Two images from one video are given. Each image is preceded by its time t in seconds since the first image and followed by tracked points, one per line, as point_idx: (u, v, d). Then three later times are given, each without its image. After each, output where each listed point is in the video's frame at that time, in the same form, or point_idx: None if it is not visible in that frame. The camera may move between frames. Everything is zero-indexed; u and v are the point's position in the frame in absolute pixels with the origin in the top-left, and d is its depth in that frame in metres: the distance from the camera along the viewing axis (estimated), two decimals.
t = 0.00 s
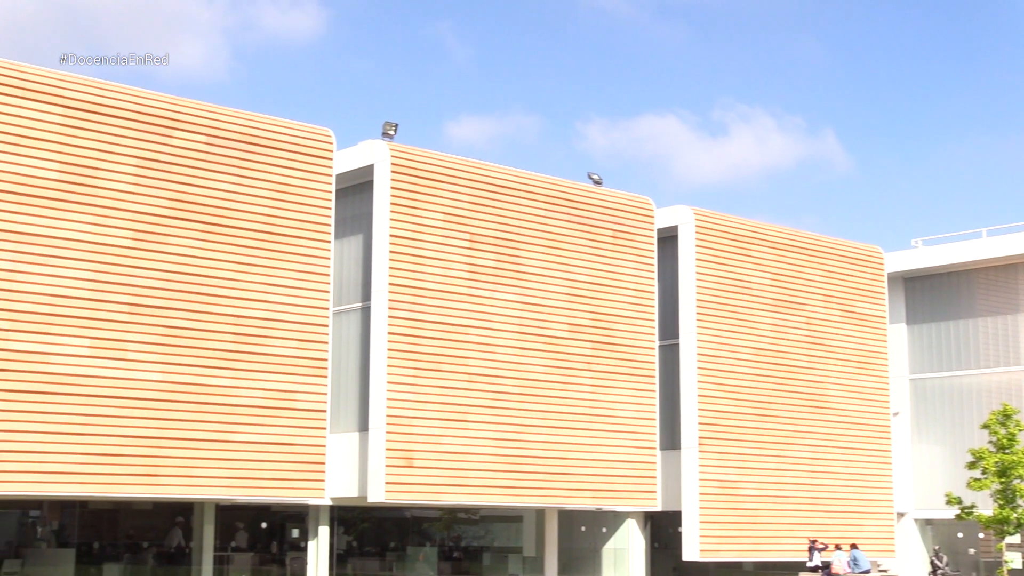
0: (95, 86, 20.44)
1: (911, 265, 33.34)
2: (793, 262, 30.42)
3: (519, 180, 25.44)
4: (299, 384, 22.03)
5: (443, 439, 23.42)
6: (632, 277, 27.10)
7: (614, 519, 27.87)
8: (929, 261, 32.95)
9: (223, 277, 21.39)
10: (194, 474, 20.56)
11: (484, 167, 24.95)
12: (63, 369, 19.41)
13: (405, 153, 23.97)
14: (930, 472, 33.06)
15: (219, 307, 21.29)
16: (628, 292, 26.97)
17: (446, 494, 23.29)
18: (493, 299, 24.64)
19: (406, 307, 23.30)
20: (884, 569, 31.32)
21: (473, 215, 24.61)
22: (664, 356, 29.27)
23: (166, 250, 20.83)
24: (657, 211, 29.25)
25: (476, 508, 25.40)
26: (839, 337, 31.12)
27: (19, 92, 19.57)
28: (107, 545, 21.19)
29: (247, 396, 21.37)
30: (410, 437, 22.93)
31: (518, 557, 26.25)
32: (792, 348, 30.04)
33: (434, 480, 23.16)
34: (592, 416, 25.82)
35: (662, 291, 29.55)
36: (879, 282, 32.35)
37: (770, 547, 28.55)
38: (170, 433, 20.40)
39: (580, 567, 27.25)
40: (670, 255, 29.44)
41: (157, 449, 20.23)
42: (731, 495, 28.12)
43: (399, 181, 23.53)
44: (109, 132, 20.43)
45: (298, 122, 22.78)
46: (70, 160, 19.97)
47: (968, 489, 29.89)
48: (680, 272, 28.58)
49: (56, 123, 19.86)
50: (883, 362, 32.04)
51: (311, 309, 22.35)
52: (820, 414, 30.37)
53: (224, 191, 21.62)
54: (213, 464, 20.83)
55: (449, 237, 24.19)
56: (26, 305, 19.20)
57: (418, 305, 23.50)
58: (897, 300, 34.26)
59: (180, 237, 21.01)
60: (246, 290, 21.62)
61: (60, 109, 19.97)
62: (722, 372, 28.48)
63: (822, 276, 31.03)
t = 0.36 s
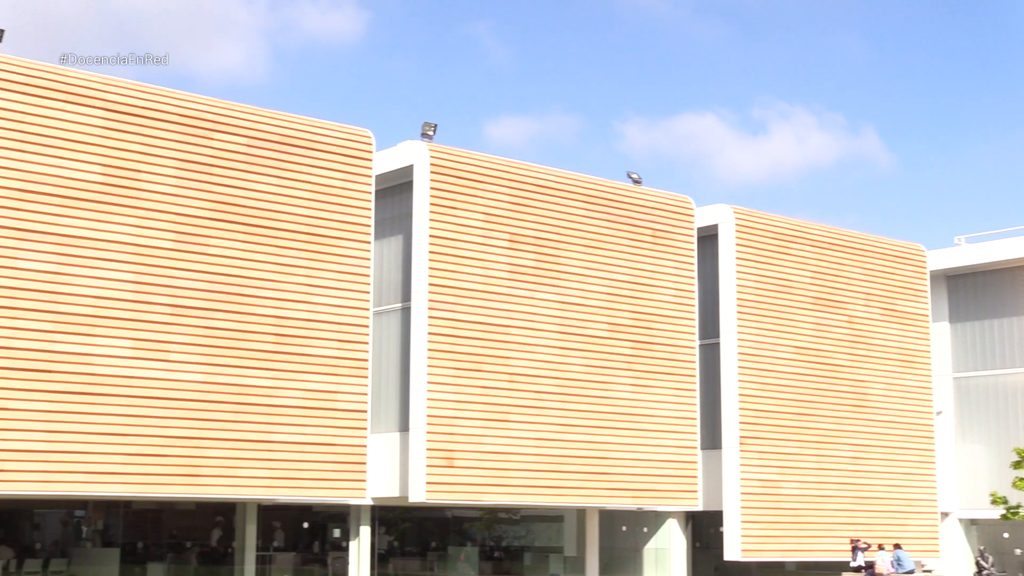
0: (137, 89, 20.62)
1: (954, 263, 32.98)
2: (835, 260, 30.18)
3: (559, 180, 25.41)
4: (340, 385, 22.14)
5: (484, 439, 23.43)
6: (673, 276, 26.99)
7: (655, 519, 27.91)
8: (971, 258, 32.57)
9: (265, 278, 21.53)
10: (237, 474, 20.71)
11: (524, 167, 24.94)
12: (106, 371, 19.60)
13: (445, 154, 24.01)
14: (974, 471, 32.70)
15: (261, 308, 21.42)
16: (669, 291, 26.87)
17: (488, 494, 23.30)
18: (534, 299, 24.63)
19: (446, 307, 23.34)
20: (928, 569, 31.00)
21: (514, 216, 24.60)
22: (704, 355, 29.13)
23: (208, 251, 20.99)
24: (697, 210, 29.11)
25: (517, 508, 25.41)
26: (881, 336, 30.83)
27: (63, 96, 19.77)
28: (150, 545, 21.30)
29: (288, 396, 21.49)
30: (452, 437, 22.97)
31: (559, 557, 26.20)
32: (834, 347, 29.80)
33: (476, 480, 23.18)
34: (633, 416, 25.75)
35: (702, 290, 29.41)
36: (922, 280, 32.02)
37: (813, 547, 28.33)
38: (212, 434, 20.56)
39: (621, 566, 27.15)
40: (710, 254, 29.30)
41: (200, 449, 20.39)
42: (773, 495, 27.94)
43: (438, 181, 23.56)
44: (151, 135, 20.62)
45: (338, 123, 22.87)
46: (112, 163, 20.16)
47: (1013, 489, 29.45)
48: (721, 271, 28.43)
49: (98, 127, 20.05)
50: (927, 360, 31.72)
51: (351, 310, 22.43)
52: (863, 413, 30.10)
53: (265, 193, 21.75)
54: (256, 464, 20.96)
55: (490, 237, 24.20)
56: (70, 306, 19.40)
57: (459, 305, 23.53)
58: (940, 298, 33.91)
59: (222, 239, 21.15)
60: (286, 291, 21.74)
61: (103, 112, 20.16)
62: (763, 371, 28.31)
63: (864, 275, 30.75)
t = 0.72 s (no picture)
0: (178, 92, 20.79)
1: (996, 261, 32.61)
2: (876, 258, 29.91)
3: (599, 180, 25.35)
4: (381, 385, 22.23)
5: (525, 439, 23.42)
6: (713, 275, 26.87)
7: (696, 519, 27.82)
8: (1013, 256, 32.19)
9: (305, 279, 21.65)
10: (278, 475, 20.84)
11: (563, 166, 24.91)
12: (149, 372, 19.79)
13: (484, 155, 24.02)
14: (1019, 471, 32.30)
15: (301, 310, 21.54)
16: (708, 290, 26.75)
17: (528, 494, 23.29)
18: (574, 299, 24.60)
19: (486, 308, 23.35)
20: (972, 570, 30.65)
21: (553, 216, 24.58)
22: (745, 354, 28.97)
23: (249, 252, 21.12)
24: (737, 209, 28.92)
25: (557, 508, 25.37)
26: (924, 334, 30.52)
27: (105, 99, 19.96)
28: (194, 544, 21.41)
29: (328, 397, 21.60)
30: (492, 437, 22.98)
31: (600, 557, 26.13)
32: (876, 346, 29.54)
33: (516, 480, 23.17)
34: (673, 415, 25.66)
35: (742, 289, 29.25)
36: (964, 278, 31.67)
37: (855, 547, 28.09)
38: (254, 434, 20.70)
39: (662, 567, 27.12)
40: (750, 253, 29.14)
41: (242, 450, 20.54)
42: (815, 495, 27.73)
43: (478, 182, 23.58)
44: (192, 137, 20.78)
45: (377, 124, 22.94)
46: (154, 166, 20.34)
47: None
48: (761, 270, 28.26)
49: (140, 129, 20.23)
50: (971, 359, 31.37)
51: (391, 311, 22.51)
52: (906, 412, 29.82)
53: (305, 194, 21.85)
54: (297, 464, 21.08)
55: (529, 237, 24.19)
56: (113, 308, 19.60)
57: (499, 305, 23.54)
58: (983, 297, 33.53)
59: (262, 240, 21.28)
60: (326, 292, 21.84)
61: (145, 115, 20.34)
62: (804, 371, 28.11)
63: (906, 273, 30.46)
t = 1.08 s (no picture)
0: (226, 95, 20.97)
1: None
2: (925, 256, 29.60)
3: (644, 179, 25.28)
4: (427, 386, 22.31)
5: (571, 439, 23.40)
6: (759, 273, 26.72)
7: (744, 518, 27.67)
8: None
9: (352, 280, 21.78)
10: (326, 475, 20.98)
11: (608, 166, 24.86)
12: (198, 373, 19.97)
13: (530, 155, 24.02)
14: None
15: (348, 311, 21.67)
16: (755, 289, 26.59)
17: (575, 494, 23.28)
18: (620, 298, 24.55)
19: (532, 308, 23.35)
20: None
21: (598, 215, 24.55)
22: (792, 353, 28.77)
23: (297, 253, 21.28)
24: (783, 207, 28.71)
25: (605, 507, 25.34)
26: (974, 332, 30.17)
27: (153, 102, 20.17)
28: (243, 544, 21.37)
29: (375, 397, 21.71)
30: (539, 437, 22.97)
31: (647, 556, 26.11)
32: (925, 344, 29.23)
33: (562, 480, 23.15)
34: (720, 415, 25.53)
35: (789, 288, 29.04)
36: (1015, 275, 31.27)
37: (905, 547, 27.81)
38: (302, 435, 20.84)
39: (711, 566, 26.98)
40: (797, 252, 28.92)
41: (290, 450, 20.69)
42: (864, 494, 27.49)
43: (523, 182, 23.59)
44: (239, 139, 20.96)
45: (422, 125, 23.03)
46: (203, 168, 20.54)
47: None
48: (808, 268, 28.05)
49: (188, 132, 20.44)
50: (1022, 356, 30.94)
51: (436, 311, 22.59)
52: (955, 410, 29.49)
53: (351, 195, 21.98)
54: (345, 465, 21.21)
55: (574, 237, 24.17)
56: (162, 310, 19.81)
57: (545, 306, 23.54)
58: None
59: (309, 241, 21.43)
60: (373, 293, 21.96)
61: (192, 118, 20.54)
62: (852, 369, 27.87)
63: (955, 270, 30.12)
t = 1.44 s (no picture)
0: (271, 97, 21.13)
1: None
2: (974, 254, 29.25)
3: (690, 178, 25.19)
4: (473, 386, 22.40)
5: (618, 439, 23.34)
6: (806, 272, 26.53)
7: (791, 518, 27.38)
8: None
9: (398, 280, 21.88)
10: (374, 475, 21.08)
11: (653, 164, 24.80)
12: (246, 374, 20.15)
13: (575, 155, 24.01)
14: None
15: (395, 311, 21.78)
16: (802, 287, 26.41)
17: (622, 494, 23.22)
18: (666, 297, 24.47)
19: (578, 308, 23.32)
20: None
21: (644, 215, 24.48)
22: (840, 352, 28.44)
23: (343, 254, 21.40)
24: (830, 205, 28.46)
25: (652, 507, 25.29)
26: None
27: (199, 105, 20.36)
28: (292, 544, 21.49)
29: (422, 398, 21.80)
30: (585, 437, 22.94)
31: (695, 556, 26.09)
32: (975, 342, 28.89)
33: (609, 480, 23.10)
34: (768, 414, 25.38)
35: (837, 287, 28.76)
36: None
37: (957, 547, 27.49)
38: (350, 435, 20.97)
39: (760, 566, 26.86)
40: (844, 250, 28.67)
41: (339, 450, 20.83)
42: (914, 494, 27.22)
43: (568, 181, 23.57)
44: (285, 141, 21.12)
45: (466, 125, 23.11)
46: (249, 170, 20.71)
47: None
48: (855, 266, 27.81)
49: (234, 134, 20.62)
50: None
51: (481, 312, 22.68)
52: (1007, 409, 29.10)
53: (396, 195, 22.09)
54: (392, 465, 21.30)
55: (620, 237, 24.11)
56: (211, 312, 20.01)
57: (591, 306, 23.50)
58: None
59: (355, 241, 21.55)
60: (418, 293, 22.05)
61: (238, 120, 20.73)
62: (901, 368, 27.60)
63: (1006, 268, 29.73)
